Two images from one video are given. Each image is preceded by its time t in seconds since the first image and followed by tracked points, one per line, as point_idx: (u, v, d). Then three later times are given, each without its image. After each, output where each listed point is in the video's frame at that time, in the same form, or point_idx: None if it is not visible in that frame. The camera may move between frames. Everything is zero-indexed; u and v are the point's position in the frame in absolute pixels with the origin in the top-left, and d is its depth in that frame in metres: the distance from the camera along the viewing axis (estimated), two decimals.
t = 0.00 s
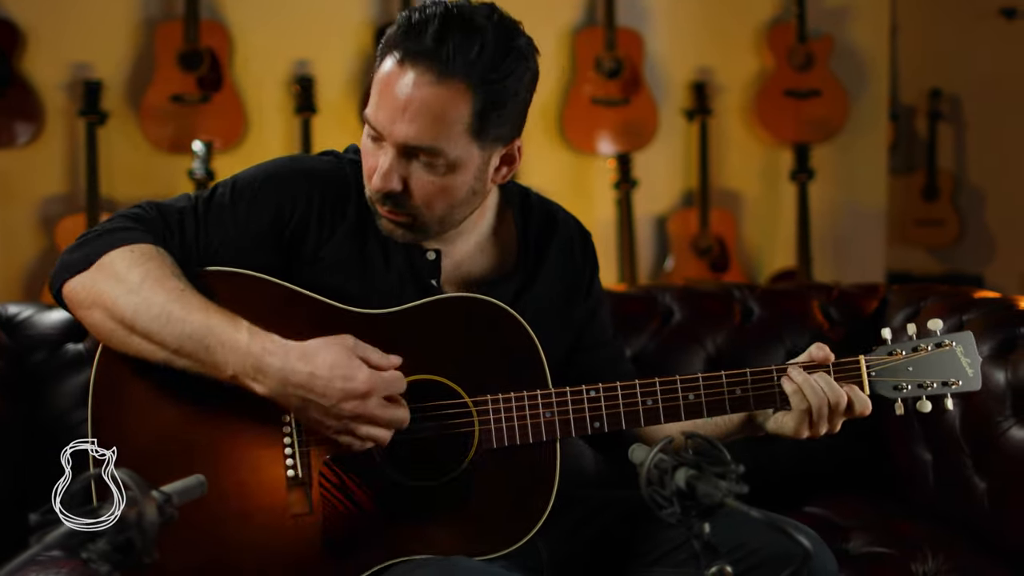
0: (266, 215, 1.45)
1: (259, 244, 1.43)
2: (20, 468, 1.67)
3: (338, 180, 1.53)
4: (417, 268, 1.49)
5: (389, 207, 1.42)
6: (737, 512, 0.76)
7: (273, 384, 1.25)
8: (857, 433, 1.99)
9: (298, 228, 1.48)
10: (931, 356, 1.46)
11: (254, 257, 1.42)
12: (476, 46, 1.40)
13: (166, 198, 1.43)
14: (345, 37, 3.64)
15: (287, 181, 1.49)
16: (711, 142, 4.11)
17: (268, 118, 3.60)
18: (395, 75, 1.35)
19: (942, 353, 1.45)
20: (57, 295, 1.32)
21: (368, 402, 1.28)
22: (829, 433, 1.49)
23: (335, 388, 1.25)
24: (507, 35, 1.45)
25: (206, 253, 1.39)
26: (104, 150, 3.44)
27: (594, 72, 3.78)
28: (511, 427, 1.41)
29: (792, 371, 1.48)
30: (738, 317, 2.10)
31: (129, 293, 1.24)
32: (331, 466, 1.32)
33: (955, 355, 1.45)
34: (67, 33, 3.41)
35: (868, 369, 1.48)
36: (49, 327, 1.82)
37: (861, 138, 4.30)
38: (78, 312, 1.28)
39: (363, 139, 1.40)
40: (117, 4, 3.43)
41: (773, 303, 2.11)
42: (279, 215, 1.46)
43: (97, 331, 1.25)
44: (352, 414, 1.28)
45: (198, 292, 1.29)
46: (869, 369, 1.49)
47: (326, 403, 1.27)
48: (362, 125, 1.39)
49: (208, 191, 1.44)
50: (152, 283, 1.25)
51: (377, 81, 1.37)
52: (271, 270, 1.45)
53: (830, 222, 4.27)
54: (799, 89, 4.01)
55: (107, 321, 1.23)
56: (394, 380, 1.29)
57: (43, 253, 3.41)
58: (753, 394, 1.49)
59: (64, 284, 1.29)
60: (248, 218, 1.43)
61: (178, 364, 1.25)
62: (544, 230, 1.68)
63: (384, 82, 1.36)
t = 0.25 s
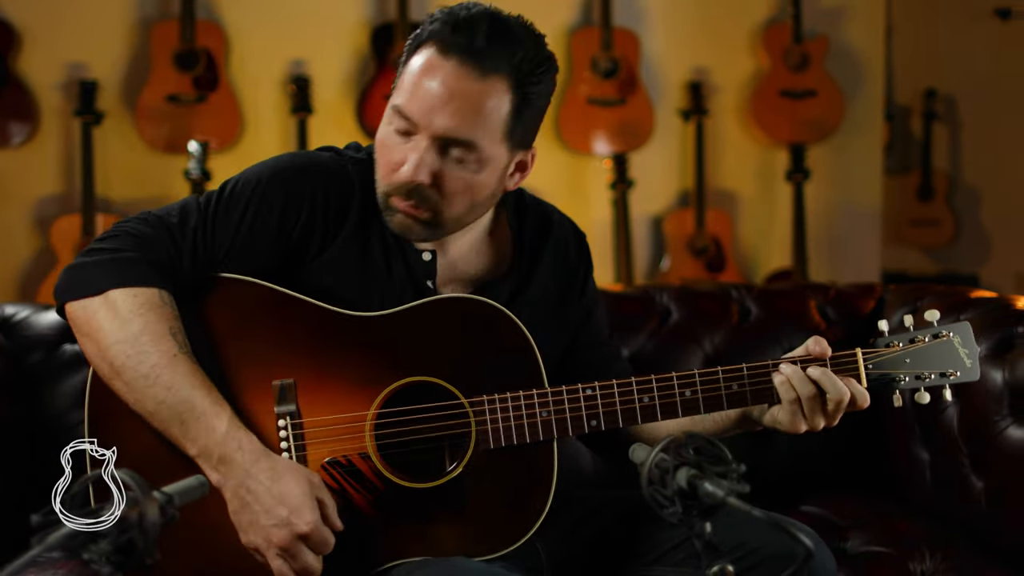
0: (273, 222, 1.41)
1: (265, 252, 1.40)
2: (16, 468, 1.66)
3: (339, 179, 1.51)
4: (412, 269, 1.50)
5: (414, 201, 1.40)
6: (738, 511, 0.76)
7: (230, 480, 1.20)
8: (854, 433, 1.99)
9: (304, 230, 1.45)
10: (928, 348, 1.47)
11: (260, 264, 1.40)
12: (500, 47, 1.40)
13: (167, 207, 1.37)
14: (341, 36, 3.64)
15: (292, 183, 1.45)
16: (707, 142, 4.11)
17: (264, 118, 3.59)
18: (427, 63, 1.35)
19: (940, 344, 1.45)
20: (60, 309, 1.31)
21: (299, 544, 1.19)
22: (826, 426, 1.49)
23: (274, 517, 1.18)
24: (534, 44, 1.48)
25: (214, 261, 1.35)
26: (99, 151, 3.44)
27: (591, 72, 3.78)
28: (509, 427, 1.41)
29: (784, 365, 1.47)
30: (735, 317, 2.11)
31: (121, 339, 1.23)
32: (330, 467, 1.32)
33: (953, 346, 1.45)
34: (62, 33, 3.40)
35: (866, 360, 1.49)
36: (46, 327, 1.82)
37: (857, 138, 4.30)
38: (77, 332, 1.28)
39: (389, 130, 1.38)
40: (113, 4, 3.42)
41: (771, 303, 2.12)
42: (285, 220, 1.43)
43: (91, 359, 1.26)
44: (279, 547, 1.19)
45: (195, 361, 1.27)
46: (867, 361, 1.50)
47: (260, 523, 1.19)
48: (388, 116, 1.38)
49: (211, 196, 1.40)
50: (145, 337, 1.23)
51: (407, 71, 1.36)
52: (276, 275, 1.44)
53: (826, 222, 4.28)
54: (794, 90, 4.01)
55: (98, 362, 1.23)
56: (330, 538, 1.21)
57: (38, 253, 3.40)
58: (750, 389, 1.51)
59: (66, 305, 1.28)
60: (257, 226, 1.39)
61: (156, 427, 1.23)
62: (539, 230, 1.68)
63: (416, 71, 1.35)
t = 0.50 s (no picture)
0: (269, 218, 1.42)
1: (262, 248, 1.41)
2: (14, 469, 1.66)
3: (336, 177, 1.52)
4: (419, 268, 1.50)
5: (524, 175, 1.42)
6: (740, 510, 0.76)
7: (269, 425, 1.20)
8: (852, 432, 2.00)
9: (300, 227, 1.46)
10: (933, 353, 1.46)
11: (257, 260, 1.41)
12: None
13: (163, 202, 1.39)
14: (337, 36, 3.63)
15: (286, 180, 1.46)
16: (703, 142, 4.11)
17: (260, 118, 3.59)
18: (495, 37, 1.38)
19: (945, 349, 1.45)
20: (58, 306, 1.30)
21: (354, 469, 1.22)
22: (827, 432, 1.47)
23: (326, 447, 1.20)
24: None
25: (208, 259, 1.37)
26: (94, 151, 3.43)
27: (587, 72, 3.78)
28: (509, 429, 1.39)
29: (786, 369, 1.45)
30: (733, 316, 2.11)
31: (129, 315, 1.22)
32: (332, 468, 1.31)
33: (959, 351, 1.44)
34: (58, 33, 3.39)
35: (871, 365, 1.47)
36: (43, 327, 1.81)
37: (853, 138, 4.31)
38: (78, 324, 1.26)
39: (477, 117, 1.39)
40: (108, 4, 3.42)
41: (768, 303, 2.12)
42: (281, 216, 1.44)
43: (96, 346, 1.24)
44: (335, 476, 1.21)
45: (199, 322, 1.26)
46: (871, 365, 1.48)
47: (312, 458, 1.20)
48: (469, 103, 1.39)
49: (208, 192, 1.41)
50: (153, 308, 1.22)
51: (476, 55, 1.38)
52: (273, 272, 1.44)
53: (822, 222, 4.29)
54: (790, 90, 4.02)
55: (106, 342, 1.21)
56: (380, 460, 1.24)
57: (33, 253, 3.39)
58: (752, 392, 1.48)
59: (65, 298, 1.27)
60: (250, 223, 1.40)
61: (176, 392, 1.23)
62: (539, 226, 1.68)
63: (488, 50, 1.38)
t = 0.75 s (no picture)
0: (282, 214, 1.42)
1: (274, 243, 1.41)
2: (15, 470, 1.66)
3: (345, 174, 1.52)
4: (429, 264, 1.51)
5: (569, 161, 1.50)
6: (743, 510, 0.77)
7: (279, 434, 1.22)
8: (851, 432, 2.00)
9: (311, 224, 1.46)
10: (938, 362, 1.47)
11: (270, 256, 1.41)
12: None
13: (174, 198, 1.38)
14: (334, 37, 3.63)
15: (296, 176, 1.45)
16: (699, 142, 4.12)
17: (256, 118, 3.59)
18: (528, 37, 1.45)
19: (950, 359, 1.45)
20: (70, 304, 1.29)
21: (365, 478, 1.23)
22: (831, 437, 1.49)
23: (337, 459, 1.20)
24: None
25: (220, 253, 1.35)
26: (91, 151, 3.42)
27: (584, 72, 3.78)
28: (516, 432, 1.39)
29: (790, 375, 1.46)
30: (731, 316, 2.12)
31: (144, 313, 1.21)
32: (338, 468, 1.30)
33: (964, 361, 1.45)
34: (54, 33, 3.39)
35: (876, 374, 1.49)
36: (42, 328, 1.81)
37: (848, 138, 4.32)
38: (90, 321, 1.26)
39: (528, 113, 1.45)
40: (104, 4, 3.41)
41: (767, 304, 2.12)
42: (293, 213, 1.43)
43: (107, 343, 1.24)
44: (347, 488, 1.21)
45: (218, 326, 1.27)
46: (876, 374, 1.49)
47: (323, 469, 1.20)
48: (517, 100, 1.44)
49: (219, 188, 1.40)
50: (169, 307, 1.22)
51: (518, 54, 1.43)
52: (284, 268, 1.44)
53: (818, 222, 4.29)
54: (785, 90, 4.02)
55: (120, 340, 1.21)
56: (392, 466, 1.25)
57: (30, 253, 3.39)
58: (759, 399, 1.48)
59: (77, 295, 1.26)
60: (263, 216, 1.39)
61: (185, 395, 1.24)
62: (541, 228, 1.68)
63: (527, 47, 1.44)
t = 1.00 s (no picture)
0: (293, 217, 1.41)
1: (282, 246, 1.40)
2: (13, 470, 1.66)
3: (354, 176, 1.52)
4: (435, 267, 1.52)
5: (542, 147, 1.46)
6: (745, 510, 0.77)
7: (257, 461, 1.19)
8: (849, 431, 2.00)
9: (320, 227, 1.45)
10: (939, 360, 1.47)
11: (277, 258, 1.40)
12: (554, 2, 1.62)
13: (184, 199, 1.36)
14: (331, 37, 3.62)
15: (308, 176, 1.45)
16: (696, 142, 4.12)
17: (253, 118, 3.58)
18: (524, 29, 1.50)
19: (951, 356, 1.46)
20: (75, 303, 1.28)
21: (336, 518, 1.20)
22: (832, 437, 1.49)
23: (309, 493, 1.18)
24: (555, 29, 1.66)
25: (231, 255, 1.34)
26: (86, 151, 3.42)
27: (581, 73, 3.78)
28: (517, 431, 1.40)
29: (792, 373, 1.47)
30: (729, 316, 2.12)
31: (140, 324, 1.20)
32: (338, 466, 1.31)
33: (964, 358, 1.45)
34: (49, 32, 3.38)
35: (876, 372, 1.49)
36: (38, 328, 1.81)
37: (845, 138, 4.32)
38: (92, 322, 1.25)
39: (502, 89, 1.47)
40: (100, 4, 3.40)
41: (764, 303, 2.12)
42: (303, 215, 1.42)
43: (105, 346, 1.23)
44: (316, 522, 1.19)
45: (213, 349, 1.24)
46: (877, 372, 1.50)
47: (295, 501, 1.19)
48: (494, 79, 1.48)
49: (230, 189, 1.39)
50: (165, 321, 1.21)
51: (504, 36, 1.50)
52: (289, 270, 1.44)
53: (815, 222, 4.30)
54: (782, 90, 4.03)
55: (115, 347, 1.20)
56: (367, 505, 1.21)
57: (25, 253, 3.38)
58: (759, 396, 1.49)
59: (83, 296, 1.25)
60: (274, 218, 1.38)
61: (178, 410, 1.21)
62: (546, 239, 1.71)
63: (521, 36, 1.50)
